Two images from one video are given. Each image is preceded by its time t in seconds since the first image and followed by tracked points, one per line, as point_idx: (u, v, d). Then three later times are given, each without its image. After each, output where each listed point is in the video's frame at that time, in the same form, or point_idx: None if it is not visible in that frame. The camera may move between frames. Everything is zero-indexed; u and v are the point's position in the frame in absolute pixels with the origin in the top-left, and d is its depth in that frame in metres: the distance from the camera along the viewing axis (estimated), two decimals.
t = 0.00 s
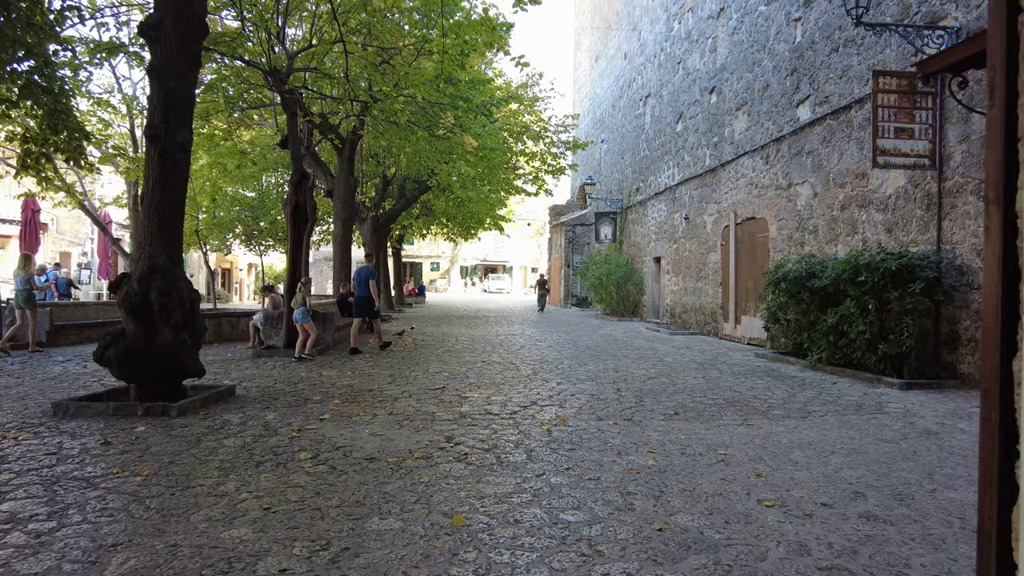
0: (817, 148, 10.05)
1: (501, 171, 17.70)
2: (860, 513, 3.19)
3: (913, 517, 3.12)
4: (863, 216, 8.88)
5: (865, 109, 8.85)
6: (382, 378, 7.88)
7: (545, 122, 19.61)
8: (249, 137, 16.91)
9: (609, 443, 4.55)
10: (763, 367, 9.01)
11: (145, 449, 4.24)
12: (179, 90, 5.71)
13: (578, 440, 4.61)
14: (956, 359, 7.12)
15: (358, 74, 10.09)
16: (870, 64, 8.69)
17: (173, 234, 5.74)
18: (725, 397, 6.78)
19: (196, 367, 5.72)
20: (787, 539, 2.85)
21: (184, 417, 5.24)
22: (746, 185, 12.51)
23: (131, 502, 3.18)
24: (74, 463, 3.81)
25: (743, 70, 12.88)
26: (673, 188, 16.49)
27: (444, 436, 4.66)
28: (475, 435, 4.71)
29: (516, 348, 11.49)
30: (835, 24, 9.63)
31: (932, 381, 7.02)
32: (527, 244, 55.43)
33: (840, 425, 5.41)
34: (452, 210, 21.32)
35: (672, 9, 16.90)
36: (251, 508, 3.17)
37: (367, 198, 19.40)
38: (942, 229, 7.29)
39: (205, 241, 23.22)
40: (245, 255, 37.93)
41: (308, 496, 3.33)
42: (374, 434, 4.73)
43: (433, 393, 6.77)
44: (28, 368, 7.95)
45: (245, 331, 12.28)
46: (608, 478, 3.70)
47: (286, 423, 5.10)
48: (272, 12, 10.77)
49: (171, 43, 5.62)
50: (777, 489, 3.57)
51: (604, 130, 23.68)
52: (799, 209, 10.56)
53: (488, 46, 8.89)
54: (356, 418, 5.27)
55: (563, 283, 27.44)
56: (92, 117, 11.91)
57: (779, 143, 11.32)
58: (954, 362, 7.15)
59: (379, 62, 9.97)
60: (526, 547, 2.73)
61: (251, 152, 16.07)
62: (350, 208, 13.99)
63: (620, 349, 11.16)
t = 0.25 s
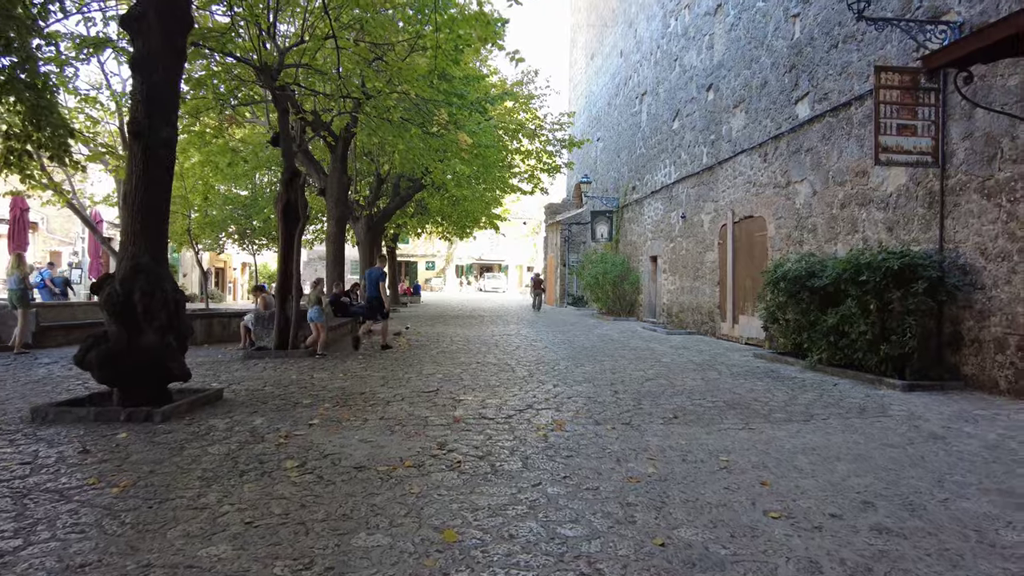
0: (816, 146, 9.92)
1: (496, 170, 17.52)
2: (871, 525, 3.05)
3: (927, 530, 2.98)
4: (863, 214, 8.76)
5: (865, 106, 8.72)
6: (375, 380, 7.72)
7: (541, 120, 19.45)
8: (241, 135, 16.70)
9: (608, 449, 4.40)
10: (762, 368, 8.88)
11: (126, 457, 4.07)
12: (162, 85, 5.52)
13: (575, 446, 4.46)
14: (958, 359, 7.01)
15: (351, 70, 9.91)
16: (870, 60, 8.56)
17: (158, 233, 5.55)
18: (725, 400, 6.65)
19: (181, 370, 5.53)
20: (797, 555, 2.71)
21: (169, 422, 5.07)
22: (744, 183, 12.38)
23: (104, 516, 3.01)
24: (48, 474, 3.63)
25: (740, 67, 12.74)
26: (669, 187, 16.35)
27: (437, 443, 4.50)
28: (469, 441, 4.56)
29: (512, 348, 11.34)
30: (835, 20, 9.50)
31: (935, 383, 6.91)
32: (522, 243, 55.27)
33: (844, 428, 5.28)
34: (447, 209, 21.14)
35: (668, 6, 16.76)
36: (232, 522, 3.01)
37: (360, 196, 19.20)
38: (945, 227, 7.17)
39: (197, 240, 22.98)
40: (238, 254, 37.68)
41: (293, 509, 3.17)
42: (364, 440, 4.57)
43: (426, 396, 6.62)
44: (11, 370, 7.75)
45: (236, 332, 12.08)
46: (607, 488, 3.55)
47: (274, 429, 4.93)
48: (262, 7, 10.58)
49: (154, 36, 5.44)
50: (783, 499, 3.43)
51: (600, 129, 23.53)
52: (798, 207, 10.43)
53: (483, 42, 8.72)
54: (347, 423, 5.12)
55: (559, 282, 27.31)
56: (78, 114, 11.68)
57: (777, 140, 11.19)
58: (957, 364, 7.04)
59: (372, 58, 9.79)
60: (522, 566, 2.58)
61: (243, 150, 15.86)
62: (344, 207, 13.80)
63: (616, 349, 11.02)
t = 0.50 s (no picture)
0: (819, 143, 9.81)
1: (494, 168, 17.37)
2: (890, 533, 2.93)
3: (949, 539, 2.86)
4: (868, 212, 8.65)
5: (869, 102, 8.61)
6: (373, 380, 7.58)
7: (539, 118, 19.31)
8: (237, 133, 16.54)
9: (613, 452, 4.28)
10: (765, 368, 8.77)
11: (114, 462, 3.94)
12: (153, 78, 5.37)
13: (579, 449, 4.34)
14: (966, 359, 6.92)
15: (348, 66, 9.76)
16: (875, 55, 8.45)
17: (150, 230, 5.39)
18: (729, 401, 6.53)
19: (174, 371, 5.39)
20: (815, 566, 2.59)
21: (161, 424, 4.94)
22: (745, 181, 12.27)
23: (89, 526, 2.87)
24: (33, 480, 3.50)
25: (741, 63, 12.63)
26: (669, 185, 16.22)
27: (437, 446, 4.38)
28: (469, 444, 4.43)
29: (511, 348, 11.21)
30: (838, 15, 9.39)
31: (942, 383, 6.80)
32: (520, 242, 55.14)
33: (853, 430, 5.16)
34: (444, 207, 20.99)
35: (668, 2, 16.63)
36: (222, 532, 2.88)
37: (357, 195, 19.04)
38: (952, 225, 7.06)
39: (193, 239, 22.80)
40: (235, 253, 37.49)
41: (287, 518, 3.04)
42: (362, 444, 4.45)
43: (425, 397, 6.49)
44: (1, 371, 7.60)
45: (232, 331, 11.94)
46: (614, 494, 3.42)
47: (268, 432, 4.80)
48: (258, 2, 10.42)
49: (145, 27, 5.30)
50: (796, 506, 3.31)
51: (599, 127, 23.40)
52: (801, 205, 10.32)
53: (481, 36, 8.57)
54: (344, 426, 5.00)
55: (557, 281, 27.18)
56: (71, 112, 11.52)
57: (779, 137, 11.08)
58: (964, 363, 6.94)
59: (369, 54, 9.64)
60: None
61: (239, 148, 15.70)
62: (341, 205, 13.65)
63: (617, 349, 10.90)
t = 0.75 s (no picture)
0: (823, 141, 9.69)
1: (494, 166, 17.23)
2: (913, 545, 2.81)
3: (975, 551, 2.74)
4: (874, 211, 8.53)
5: (875, 100, 8.49)
6: (371, 382, 7.45)
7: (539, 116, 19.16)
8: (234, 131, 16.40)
9: (619, 458, 4.16)
10: (769, 369, 8.65)
11: (104, 468, 3.80)
12: (147, 72, 5.24)
13: (584, 454, 4.21)
14: (974, 360, 6.81)
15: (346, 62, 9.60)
16: (881, 52, 8.34)
17: (143, 229, 5.24)
18: (735, 403, 6.40)
19: (168, 373, 5.24)
20: None
21: (154, 427, 4.80)
22: (747, 180, 12.15)
23: (74, 538, 2.74)
24: (17, 488, 3.36)
25: (744, 61, 12.51)
26: (670, 184, 16.09)
27: (437, 451, 4.25)
28: (471, 449, 4.31)
29: (511, 348, 11.08)
30: (843, 12, 9.28)
31: (951, 384, 6.68)
32: (519, 241, 54.98)
33: (863, 434, 5.05)
34: (443, 206, 20.84)
35: None
36: (214, 544, 2.74)
37: (356, 193, 18.90)
38: (961, 224, 6.94)
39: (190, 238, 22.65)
40: (233, 252, 37.33)
41: (282, 529, 2.91)
42: (360, 448, 4.32)
43: (424, 399, 6.36)
44: None
45: (229, 331, 11.80)
46: (622, 503, 3.29)
47: (264, 436, 4.67)
48: None
49: (138, 20, 5.16)
50: (811, 514, 3.19)
51: (599, 125, 23.26)
52: (805, 204, 10.21)
53: (482, 32, 8.42)
54: (342, 429, 4.87)
55: (556, 281, 27.05)
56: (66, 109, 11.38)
57: (782, 136, 10.96)
58: (973, 365, 6.82)
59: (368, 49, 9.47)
60: None
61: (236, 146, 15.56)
62: (339, 204, 13.51)
63: (618, 349, 10.78)
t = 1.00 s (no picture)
0: (823, 140, 9.61)
1: (490, 166, 17.12)
2: (928, 555, 2.71)
3: (993, 562, 2.64)
4: (874, 211, 8.46)
5: (875, 99, 8.42)
6: (366, 384, 7.33)
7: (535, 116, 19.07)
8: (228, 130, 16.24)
9: (621, 463, 4.05)
10: (769, 370, 8.56)
11: (90, 474, 3.67)
12: (135, 67, 5.10)
13: (586, 460, 4.11)
14: (977, 362, 6.73)
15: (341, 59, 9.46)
16: (882, 51, 8.26)
17: (131, 227, 5.10)
18: (736, 405, 6.31)
19: (157, 376, 5.11)
20: None
21: (143, 432, 4.67)
22: (745, 179, 12.07)
23: (54, 551, 2.61)
24: None
25: (742, 60, 12.44)
26: (667, 184, 16.01)
27: (434, 456, 4.14)
28: (469, 454, 4.20)
29: (508, 349, 10.97)
30: (843, 10, 9.21)
31: (953, 386, 6.60)
32: (514, 242, 54.87)
33: (868, 437, 4.96)
34: (438, 206, 20.71)
35: None
36: (202, 557, 2.62)
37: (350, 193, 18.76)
38: (963, 224, 6.87)
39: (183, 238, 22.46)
40: (226, 252, 37.09)
41: (273, 540, 2.80)
42: (355, 453, 4.20)
43: (420, 402, 6.24)
44: None
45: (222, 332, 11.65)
46: (626, 512, 3.19)
47: (256, 441, 4.54)
48: None
49: (126, 14, 5.03)
50: (821, 522, 3.08)
51: (595, 125, 23.17)
52: (804, 204, 10.13)
53: (479, 28, 8.29)
54: (337, 434, 4.75)
55: (552, 281, 26.94)
56: (57, 107, 11.22)
57: (780, 135, 10.89)
58: (976, 366, 6.75)
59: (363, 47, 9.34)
60: None
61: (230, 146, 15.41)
62: (333, 203, 13.37)
63: (616, 351, 10.69)
